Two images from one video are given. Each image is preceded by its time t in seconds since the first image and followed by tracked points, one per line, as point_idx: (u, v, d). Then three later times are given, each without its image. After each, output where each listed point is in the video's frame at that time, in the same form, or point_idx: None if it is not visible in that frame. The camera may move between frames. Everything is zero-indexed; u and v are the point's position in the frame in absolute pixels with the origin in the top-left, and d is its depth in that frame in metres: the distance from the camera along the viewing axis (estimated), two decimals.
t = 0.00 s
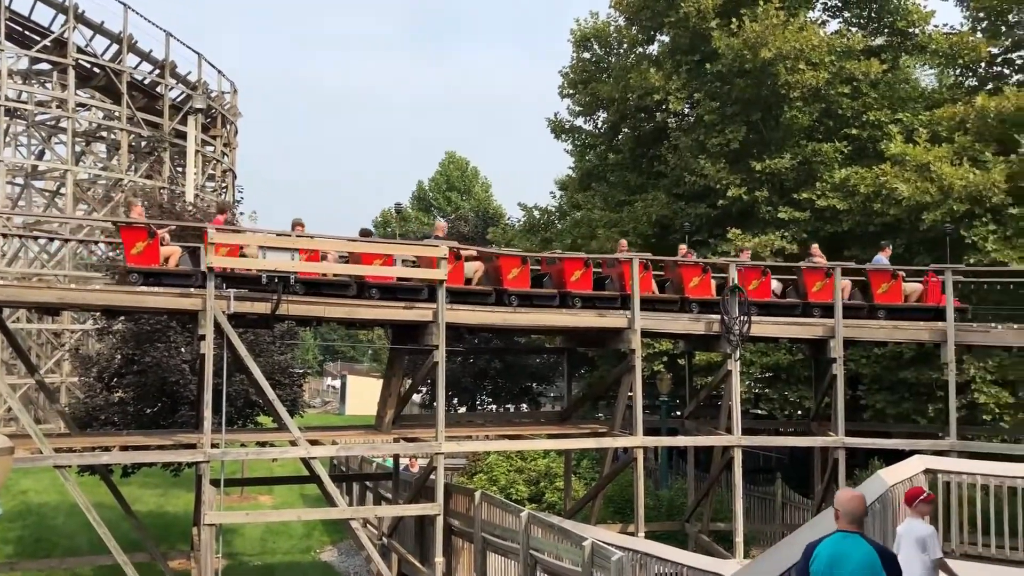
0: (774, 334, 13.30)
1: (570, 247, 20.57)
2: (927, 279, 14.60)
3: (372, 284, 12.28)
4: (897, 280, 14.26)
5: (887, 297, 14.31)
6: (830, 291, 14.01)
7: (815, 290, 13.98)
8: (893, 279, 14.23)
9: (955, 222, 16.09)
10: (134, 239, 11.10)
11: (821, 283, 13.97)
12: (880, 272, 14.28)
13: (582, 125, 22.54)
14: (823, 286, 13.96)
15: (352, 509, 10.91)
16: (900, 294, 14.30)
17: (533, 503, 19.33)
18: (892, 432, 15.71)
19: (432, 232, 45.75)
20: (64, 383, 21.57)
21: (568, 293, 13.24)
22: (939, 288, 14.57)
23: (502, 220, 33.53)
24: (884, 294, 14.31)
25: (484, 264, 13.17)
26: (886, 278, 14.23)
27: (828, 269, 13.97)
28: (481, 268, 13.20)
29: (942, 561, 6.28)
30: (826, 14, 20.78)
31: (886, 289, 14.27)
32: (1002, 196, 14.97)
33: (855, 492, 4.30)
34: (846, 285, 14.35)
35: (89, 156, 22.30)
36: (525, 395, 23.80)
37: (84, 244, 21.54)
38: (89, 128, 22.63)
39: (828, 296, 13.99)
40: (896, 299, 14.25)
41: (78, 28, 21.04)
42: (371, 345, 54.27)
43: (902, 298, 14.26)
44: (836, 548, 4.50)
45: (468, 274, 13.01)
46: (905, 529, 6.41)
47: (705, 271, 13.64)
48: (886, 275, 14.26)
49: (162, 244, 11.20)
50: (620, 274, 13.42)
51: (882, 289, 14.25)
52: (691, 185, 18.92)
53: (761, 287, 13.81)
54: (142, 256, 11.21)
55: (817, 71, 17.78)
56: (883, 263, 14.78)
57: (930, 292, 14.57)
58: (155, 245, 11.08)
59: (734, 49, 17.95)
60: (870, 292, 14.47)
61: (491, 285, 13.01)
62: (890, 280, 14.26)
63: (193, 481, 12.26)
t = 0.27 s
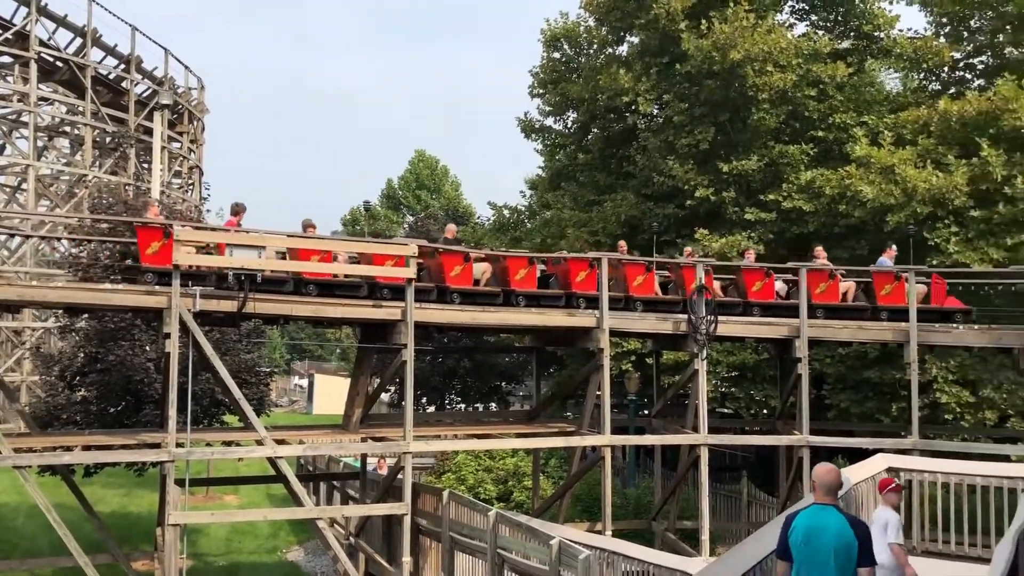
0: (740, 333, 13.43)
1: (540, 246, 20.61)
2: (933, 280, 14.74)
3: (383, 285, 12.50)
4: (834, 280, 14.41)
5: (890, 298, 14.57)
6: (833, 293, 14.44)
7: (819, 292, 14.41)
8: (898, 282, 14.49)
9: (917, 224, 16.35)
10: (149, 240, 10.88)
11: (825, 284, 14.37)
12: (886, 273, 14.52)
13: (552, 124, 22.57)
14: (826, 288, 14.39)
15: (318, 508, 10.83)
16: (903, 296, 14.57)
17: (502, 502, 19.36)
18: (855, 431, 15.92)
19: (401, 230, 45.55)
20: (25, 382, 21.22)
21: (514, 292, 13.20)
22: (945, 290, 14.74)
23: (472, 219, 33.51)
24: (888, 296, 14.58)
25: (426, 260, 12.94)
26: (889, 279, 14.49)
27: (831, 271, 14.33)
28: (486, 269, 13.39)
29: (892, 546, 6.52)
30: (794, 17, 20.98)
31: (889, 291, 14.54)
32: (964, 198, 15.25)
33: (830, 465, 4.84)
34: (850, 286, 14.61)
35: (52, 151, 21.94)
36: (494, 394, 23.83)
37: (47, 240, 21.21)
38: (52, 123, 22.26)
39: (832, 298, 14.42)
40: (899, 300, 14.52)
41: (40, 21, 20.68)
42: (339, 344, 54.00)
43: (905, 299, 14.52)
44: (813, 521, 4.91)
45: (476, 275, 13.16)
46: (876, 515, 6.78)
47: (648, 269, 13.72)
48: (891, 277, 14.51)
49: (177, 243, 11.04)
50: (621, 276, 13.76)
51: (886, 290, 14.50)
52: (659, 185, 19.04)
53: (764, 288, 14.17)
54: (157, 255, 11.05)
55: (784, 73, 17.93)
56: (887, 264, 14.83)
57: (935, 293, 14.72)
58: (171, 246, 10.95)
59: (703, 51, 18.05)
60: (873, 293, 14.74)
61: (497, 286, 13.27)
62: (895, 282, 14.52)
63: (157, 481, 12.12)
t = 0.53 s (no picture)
0: (714, 335, 13.52)
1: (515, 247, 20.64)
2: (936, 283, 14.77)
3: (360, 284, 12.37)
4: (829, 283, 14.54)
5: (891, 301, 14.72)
6: (835, 295, 14.50)
7: (821, 295, 14.52)
8: (899, 285, 14.65)
9: (888, 227, 16.60)
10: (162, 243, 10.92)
11: (827, 287, 14.50)
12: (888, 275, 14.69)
13: (528, 125, 22.60)
14: (828, 291, 14.50)
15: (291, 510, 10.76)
16: (905, 299, 14.69)
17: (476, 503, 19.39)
18: (826, 432, 16.12)
19: (375, 230, 45.39)
20: None
21: (517, 293, 13.06)
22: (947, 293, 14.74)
23: (447, 219, 33.49)
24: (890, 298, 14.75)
25: (433, 263, 12.96)
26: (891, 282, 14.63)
27: (833, 274, 14.46)
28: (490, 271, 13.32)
29: (878, 537, 6.78)
30: (767, 21, 21.15)
31: (891, 294, 14.72)
32: (933, 202, 15.55)
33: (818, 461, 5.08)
34: (851, 290, 14.81)
35: (21, 148, 21.65)
36: (468, 395, 23.84)
37: (15, 238, 20.93)
38: (21, 119, 21.96)
39: (834, 301, 14.50)
40: (900, 304, 14.64)
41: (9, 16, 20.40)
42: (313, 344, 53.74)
43: (906, 303, 14.62)
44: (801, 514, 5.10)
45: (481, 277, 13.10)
46: (856, 506, 7.00)
47: (649, 272, 13.78)
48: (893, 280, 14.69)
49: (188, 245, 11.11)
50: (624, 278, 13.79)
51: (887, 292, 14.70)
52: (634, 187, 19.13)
53: (766, 291, 14.03)
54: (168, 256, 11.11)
55: (758, 76, 18.08)
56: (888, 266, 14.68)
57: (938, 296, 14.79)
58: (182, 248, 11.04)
59: (677, 54, 18.14)
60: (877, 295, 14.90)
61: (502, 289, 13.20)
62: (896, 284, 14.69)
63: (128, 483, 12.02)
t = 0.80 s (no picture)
0: (682, 337, 13.62)
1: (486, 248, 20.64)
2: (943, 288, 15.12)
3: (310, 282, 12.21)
4: (778, 287, 14.92)
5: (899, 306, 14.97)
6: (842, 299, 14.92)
7: (828, 299, 14.90)
8: (906, 289, 14.88)
9: (854, 231, 16.82)
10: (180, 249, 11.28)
11: (834, 291, 14.88)
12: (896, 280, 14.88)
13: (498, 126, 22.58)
14: (834, 295, 14.88)
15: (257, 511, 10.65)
16: (912, 303, 14.96)
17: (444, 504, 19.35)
18: (792, 433, 16.32)
19: (344, 230, 45.10)
20: None
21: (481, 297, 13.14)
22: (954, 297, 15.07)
23: (416, 220, 33.42)
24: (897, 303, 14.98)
25: (378, 261, 12.92)
26: (899, 287, 14.87)
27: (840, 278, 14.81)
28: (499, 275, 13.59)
29: (854, 529, 7.04)
30: (736, 26, 21.29)
31: (898, 298, 14.95)
32: (898, 206, 15.82)
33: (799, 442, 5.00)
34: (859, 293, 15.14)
35: None
36: (437, 396, 23.80)
37: None
38: None
39: (840, 305, 14.91)
40: (908, 308, 14.90)
41: None
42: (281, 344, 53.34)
43: (914, 307, 14.90)
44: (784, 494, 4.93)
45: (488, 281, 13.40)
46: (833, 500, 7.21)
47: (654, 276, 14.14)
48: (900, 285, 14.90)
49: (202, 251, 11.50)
50: (571, 279, 13.81)
51: (895, 297, 14.92)
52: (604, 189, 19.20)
53: (773, 294, 14.94)
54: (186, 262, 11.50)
55: (727, 81, 18.22)
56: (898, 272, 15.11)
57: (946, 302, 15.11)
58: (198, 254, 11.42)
59: (648, 57, 18.23)
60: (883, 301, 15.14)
61: (447, 289, 13.19)
62: (903, 289, 14.91)
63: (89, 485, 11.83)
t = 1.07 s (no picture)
0: (658, 337, 13.67)
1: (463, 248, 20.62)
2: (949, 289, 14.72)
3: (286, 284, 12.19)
4: (784, 288, 14.67)
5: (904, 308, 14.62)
6: (847, 301, 14.84)
7: (834, 301, 14.84)
8: (910, 290, 14.51)
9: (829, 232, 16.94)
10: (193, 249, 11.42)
11: (840, 293, 14.79)
12: (899, 282, 14.54)
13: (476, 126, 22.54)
14: (841, 296, 14.79)
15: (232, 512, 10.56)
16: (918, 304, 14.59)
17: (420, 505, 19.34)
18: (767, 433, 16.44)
19: (320, 229, 44.91)
20: None
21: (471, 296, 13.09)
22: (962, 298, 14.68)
23: (393, 219, 33.35)
24: (902, 305, 14.64)
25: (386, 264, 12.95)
26: (903, 288, 14.52)
27: (844, 280, 14.74)
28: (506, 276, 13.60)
29: (831, 516, 7.01)
30: (713, 28, 21.34)
31: (903, 300, 14.58)
32: (872, 208, 16.02)
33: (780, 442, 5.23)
34: (864, 295, 15.07)
35: None
36: (414, 396, 23.77)
37: None
38: None
39: (847, 306, 14.82)
40: (913, 310, 14.55)
41: None
42: (256, 344, 53.03)
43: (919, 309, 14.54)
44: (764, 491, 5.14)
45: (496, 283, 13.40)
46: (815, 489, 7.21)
47: (659, 279, 14.27)
48: (904, 286, 14.55)
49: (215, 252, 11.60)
50: (577, 281, 13.83)
51: (900, 299, 14.58)
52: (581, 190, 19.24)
53: (778, 297, 14.67)
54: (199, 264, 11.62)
55: (704, 83, 18.31)
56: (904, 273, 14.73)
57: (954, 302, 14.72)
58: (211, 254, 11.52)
59: (625, 59, 18.28)
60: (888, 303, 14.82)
61: (455, 289, 13.19)
62: (907, 291, 14.55)
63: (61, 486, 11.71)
